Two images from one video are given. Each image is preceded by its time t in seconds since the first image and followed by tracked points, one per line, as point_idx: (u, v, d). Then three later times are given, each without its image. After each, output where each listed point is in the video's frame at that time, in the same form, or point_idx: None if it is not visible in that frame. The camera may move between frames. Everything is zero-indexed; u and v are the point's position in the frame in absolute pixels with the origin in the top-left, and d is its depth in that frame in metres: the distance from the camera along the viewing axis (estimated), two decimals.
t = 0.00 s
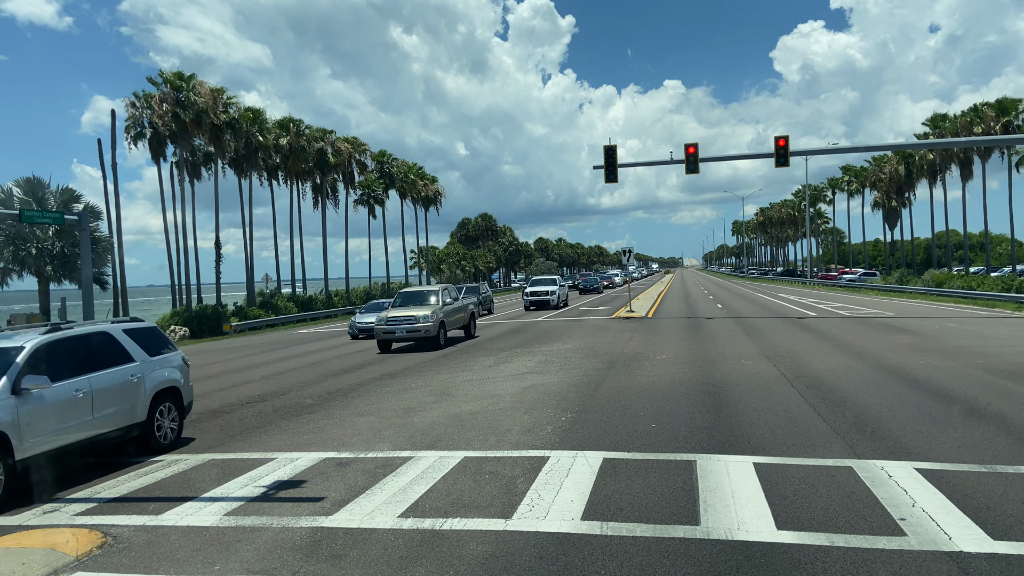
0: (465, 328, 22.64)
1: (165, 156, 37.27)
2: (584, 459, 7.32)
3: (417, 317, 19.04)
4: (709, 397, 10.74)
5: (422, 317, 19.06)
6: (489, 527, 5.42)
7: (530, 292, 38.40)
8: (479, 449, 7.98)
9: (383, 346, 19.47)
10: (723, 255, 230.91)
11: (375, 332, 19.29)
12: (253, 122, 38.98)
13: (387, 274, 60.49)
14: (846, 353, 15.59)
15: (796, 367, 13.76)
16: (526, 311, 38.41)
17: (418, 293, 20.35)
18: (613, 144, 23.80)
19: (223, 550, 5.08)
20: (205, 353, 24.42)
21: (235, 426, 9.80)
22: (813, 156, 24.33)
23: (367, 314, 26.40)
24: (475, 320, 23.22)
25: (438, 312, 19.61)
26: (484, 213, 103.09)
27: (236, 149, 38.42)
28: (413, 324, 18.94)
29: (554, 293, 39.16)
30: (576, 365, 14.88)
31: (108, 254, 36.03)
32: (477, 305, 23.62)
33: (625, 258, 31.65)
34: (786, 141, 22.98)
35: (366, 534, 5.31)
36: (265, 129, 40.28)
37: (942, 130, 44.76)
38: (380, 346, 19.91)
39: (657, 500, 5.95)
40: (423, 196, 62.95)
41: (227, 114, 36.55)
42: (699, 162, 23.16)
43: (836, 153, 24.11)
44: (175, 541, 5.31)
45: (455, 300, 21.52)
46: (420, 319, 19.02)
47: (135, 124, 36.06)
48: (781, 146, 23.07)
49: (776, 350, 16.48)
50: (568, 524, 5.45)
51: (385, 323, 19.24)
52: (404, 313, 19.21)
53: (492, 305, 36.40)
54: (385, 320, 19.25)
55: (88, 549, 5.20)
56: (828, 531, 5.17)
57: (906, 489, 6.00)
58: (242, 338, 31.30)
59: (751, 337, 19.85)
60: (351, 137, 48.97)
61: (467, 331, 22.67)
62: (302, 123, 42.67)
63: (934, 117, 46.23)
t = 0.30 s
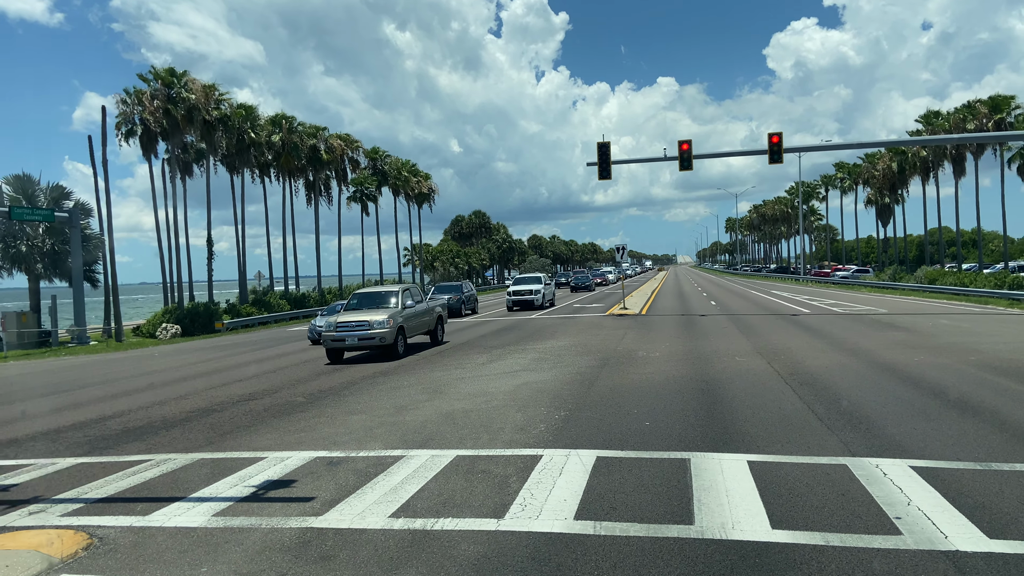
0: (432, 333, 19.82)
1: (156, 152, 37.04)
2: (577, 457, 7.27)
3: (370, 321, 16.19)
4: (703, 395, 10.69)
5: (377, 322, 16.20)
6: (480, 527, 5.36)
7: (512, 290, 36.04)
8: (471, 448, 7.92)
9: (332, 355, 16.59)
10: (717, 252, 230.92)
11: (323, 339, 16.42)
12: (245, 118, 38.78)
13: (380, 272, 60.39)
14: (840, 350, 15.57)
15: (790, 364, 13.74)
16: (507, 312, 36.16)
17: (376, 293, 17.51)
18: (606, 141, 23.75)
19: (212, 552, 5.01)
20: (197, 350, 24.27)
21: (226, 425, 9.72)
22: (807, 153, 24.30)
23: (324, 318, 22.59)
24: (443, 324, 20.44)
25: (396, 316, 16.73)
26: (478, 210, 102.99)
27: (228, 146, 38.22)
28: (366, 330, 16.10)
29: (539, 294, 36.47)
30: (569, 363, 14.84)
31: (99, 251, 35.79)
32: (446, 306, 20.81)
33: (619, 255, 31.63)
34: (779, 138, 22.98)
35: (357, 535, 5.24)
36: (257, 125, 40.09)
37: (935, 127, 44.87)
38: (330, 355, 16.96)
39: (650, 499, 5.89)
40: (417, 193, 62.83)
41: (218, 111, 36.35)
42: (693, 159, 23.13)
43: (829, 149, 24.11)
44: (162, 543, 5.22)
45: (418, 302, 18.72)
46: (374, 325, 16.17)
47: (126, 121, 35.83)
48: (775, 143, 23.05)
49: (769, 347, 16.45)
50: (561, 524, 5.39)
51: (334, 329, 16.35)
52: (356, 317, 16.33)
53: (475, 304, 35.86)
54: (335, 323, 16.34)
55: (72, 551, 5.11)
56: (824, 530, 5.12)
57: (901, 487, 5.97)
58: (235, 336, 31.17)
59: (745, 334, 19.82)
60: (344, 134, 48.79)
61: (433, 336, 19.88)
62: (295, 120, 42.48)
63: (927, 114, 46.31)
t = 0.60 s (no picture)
0: (389, 343, 17.08)
1: (148, 149, 36.83)
2: (571, 456, 7.22)
3: (308, 329, 13.54)
4: (698, 392, 10.63)
5: (315, 332, 13.57)
6: (473, 528, 5.29)
7: (494, 291, 34.50)
8: (464, 447, 7.85)
9: (266, 372, 13.94)
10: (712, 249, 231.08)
11: (253, 352, 13.78)
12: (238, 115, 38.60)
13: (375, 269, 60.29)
14: (834, 347, 15.53)
15: (785, 361, 13.70)
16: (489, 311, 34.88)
17: (320, 296, 14.86)
18: (601, 137, 23.68)
19: (200, 554, 4.93)
20: (191, 348, 24.15)
21: (217, 424, 9.63)
22: (801, 150, 24.28)
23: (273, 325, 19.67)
24: (402, 332, 17.68)
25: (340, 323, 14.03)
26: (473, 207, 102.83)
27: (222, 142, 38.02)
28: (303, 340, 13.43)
29: (522, 294, 35.26)
30: (564, 360, 14.80)
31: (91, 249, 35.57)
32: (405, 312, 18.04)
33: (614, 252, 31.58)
34: (773, 134, 22.94)
35: (348, 536, 5.17)
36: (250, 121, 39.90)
37: (929, 124, 44.91)
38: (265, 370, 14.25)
39: (645, 499, 5.83)
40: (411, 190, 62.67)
41: (211, 108, 36.15)
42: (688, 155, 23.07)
43: (824, 146, 24.09)
44: (150, 544, 5.15)
45: (369, 307, 16.07)
46: (312, 334, 13.55)
47: (118, 117, 35.62)
48: (769, 139, 23.02)
49: (764, 344, 16.42)
50: (554, 524, 5.33)
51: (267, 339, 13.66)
52: (291, 325, 13.70)
53: (457, 305, 34.59)
54: (266, 333, 13.64)
55: (57, 553, 5.03)
56: (820, 529, 5.07)
57: (898, 486, 5.92)
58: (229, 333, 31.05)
59: (740, 331, 19.78)
60: (338, 130, 48.60)
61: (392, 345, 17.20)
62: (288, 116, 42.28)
63: (921, 111, 46.33)
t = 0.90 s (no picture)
0: (333, 356, 14.16)
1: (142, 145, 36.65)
2: (567, 454, 7.15)
3: (217, 342, 10.81)
4: (694, 390, 10.56)
5: (226, 345, 10.80)
6: (466, 528, 5.22)
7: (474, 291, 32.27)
8: (458, 445, 7.77)
9: (169, 395, 11.24)
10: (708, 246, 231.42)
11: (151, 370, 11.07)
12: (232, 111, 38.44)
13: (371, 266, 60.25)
14: (830, 344, 15.48)
15: (781, 358, 13.65)
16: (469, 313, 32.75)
17: (244, 301, 12.16)
18: (597, 134, 23.60)
19: (189, 555, 4.85)
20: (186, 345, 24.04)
21: (210, 422, 9.54)
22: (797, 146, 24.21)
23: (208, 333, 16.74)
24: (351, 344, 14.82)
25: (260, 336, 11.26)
26: (469, 204, 102.70)
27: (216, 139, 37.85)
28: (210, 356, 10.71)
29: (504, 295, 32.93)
30: (560, 357, 14.73)
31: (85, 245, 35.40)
32: (354, 319, 15.12)
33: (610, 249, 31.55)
34: (770, 130, 22.89)
35: (340, 537, 5.10)
36: (245, 117, 39.74)
37: (925, 121, 44.88)
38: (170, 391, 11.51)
39: (641, 499, 5.76)
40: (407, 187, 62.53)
41: (205, 104, 35.97)
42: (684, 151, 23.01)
43: (820, 142, 24.03)
44: (139, 545, 5.07)
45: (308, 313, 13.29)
46: (222, 349, 10.78)
47: (112, 113, 35.44)
48: (765, 135, 22.97)
49: (760, 341, 16.37)
50: (549, 524, 5.26)
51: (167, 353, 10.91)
52: (198, 337, 10.97)
53: (439, 305, 32.91)
54: (167, 346, 10.90)
55: (44, 554, 4.94)
56: (817, 529, 5.00)
57: (896, 484, 5.87)
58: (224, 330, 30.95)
59: (736, 328, 19.73)
60: (333, 127, 48.45)
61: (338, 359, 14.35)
62: (283, 113, 42.07)
63: (917, 107, 46.29)
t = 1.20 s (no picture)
0: (250, 377, 11.26)
1: (139, 141, 36.51)
2: (563, 452, 7.08)
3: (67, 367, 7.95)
4: (691, 387, 10.49)
5: (78, 373, 7.92)
6: (462, 527, 5.16)
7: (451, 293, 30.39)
8: (454, 443, 7.69)
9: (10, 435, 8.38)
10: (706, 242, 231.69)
11: None
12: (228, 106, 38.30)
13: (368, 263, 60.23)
14: (828, 340, 15.43)
15: (778, 354, 13.59)
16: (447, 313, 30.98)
17: (122, 311, 9.33)
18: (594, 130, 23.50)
19: (181, 556, 4.78)
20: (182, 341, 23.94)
21: (203, 419, 9.46)
22: (795, 143, 24.15)
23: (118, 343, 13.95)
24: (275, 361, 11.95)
25: (129, 359, 8.38)
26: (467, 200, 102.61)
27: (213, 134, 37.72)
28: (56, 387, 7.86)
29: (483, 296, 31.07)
30: (557, 354, 14.67)
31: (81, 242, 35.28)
32: (281, 332, 12.22)
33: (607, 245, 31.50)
34: (768, 126, 22.82)
35: (334, 536, 5.04)
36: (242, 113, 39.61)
37: (922, 117, 44.87)
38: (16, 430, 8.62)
39: (638, 497, 5.70)
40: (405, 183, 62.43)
41: (202, 99, 35.82)
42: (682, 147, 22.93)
43: (818, 138, 23.97)
44: (129, 545, 5.00)
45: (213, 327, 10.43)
46: (73, 377, 7.90)
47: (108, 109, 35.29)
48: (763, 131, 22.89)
49: (758, 337, 16.31)
50: (545, 523, 5.20)
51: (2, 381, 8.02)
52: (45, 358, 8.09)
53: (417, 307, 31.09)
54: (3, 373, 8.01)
55: (34, 555, 4.87)
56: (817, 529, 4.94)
57: (895, 482, 5.82)
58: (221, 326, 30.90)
59: (734, 324, 19.68)
60: (331, 123, 48.34)
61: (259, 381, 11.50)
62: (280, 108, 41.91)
63: (915, 103, 46.25)
